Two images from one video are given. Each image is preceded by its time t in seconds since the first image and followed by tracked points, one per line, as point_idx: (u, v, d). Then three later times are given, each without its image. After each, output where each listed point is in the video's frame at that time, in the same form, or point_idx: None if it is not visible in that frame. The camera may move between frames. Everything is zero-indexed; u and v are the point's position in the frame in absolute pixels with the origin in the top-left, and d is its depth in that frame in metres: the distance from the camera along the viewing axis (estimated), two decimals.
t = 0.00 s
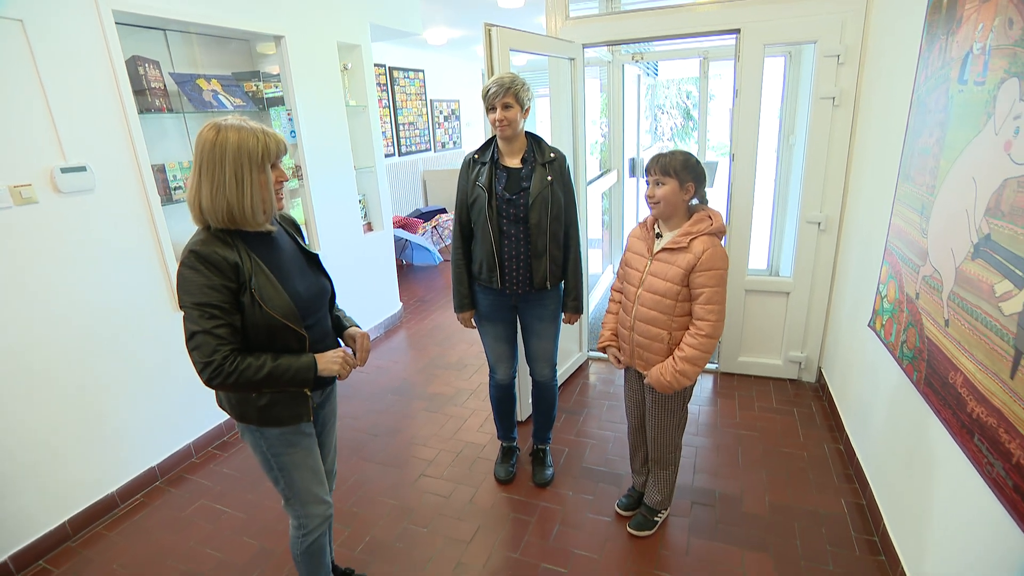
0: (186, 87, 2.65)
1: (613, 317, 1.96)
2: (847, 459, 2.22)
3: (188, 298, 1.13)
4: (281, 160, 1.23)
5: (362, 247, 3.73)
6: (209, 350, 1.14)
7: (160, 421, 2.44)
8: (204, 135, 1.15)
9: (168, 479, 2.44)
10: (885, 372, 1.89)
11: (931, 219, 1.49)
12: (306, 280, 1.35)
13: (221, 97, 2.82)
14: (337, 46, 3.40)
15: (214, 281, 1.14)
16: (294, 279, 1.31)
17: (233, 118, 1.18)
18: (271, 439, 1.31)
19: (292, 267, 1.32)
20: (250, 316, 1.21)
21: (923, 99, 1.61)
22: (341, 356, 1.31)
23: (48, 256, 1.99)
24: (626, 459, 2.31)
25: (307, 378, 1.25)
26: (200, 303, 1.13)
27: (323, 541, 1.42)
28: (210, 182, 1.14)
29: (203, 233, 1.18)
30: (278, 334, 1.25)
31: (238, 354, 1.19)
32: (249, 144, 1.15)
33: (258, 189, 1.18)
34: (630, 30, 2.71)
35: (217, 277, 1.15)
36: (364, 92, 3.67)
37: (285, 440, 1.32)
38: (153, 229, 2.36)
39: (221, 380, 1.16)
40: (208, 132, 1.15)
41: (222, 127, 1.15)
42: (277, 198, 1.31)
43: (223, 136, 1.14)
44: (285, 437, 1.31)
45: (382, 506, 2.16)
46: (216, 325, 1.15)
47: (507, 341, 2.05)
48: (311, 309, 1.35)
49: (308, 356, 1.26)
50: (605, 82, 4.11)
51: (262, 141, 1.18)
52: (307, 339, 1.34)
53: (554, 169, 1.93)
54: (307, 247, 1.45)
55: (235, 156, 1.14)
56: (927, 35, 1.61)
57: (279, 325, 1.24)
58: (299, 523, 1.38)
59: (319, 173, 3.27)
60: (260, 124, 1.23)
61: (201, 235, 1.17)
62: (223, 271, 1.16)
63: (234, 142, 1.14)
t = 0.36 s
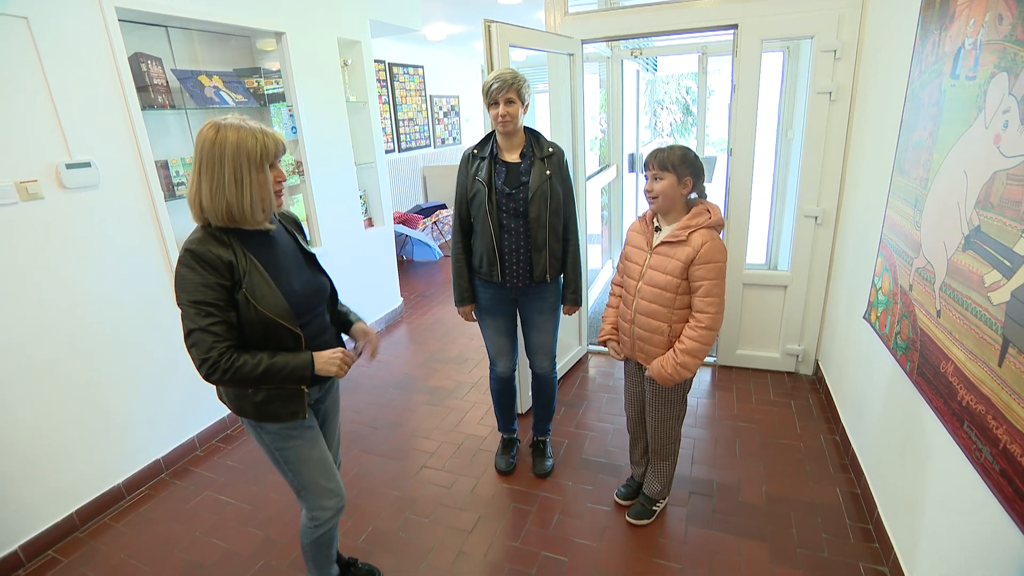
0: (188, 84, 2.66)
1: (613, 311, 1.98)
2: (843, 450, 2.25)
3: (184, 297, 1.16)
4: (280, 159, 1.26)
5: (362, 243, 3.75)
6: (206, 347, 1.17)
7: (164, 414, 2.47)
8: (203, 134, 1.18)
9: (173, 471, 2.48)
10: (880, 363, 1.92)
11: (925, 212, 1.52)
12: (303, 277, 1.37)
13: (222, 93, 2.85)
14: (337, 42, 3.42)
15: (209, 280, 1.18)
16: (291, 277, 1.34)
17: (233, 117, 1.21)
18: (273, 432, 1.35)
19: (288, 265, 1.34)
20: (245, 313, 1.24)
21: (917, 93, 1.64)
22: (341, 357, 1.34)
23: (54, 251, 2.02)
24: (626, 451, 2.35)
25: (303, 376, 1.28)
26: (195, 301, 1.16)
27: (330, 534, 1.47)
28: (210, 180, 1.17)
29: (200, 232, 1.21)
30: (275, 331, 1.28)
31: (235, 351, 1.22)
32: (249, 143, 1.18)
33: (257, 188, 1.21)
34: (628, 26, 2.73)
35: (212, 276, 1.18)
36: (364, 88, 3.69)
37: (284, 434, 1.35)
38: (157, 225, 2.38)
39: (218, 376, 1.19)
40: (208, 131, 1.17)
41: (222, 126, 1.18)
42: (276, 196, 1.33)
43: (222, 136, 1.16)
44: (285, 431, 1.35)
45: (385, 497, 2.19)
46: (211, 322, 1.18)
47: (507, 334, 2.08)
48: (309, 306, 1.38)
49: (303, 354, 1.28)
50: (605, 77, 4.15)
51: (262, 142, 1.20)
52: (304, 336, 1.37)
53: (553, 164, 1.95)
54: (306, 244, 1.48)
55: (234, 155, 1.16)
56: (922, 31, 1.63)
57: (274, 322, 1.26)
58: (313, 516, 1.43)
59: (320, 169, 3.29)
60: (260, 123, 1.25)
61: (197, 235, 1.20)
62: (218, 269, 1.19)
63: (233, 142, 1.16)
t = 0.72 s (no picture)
0: (190, 79, 2.67)
1: (611, 308, 2.00)
2: (838, 446, 2.28)
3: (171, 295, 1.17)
4: (268, 158, 1.28)
5: (363, 238, 3.77)
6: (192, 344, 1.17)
7: (167, 407, 2.49)
8: (190, 130, 1.18)
9: (174, 464, 2.50)
10: (875, 360, 1.95)
11: (919, 211, 1.54)
12: (292, 272, 1.40)
13: (224, 88, 2.87)
14: (338, 38, 3.43)
15: (194, 276, 1.19)
16: (280, 272, 1.36)
17: (220, 114, 1.21)
18: (260, 433, 1.36)
19: (277, 261, 1.37)
20: (233, 308, 1.25)
21: (914, 93, 1.65)
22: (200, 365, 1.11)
23: (57, 245, 2.03)
24: (623, 445, 2.37)
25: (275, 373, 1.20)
26: (182, 298, 1.17)
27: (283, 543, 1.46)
28: (198, 179, 1.18)
29: (186, 230, 1.23)
30: (263, 325, 1.28)
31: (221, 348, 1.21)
32: (237, 143, 1.19)
33: (246, 188, 1.23)
34: (629, 25, 2.74)
35: (197, 272, 1.19)
36: (365, 84, 3.69)
37: (272, 435, 1.37)
38: (159, 220, 2.40)
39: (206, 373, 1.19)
40: (195, 128, 1.18)
41: (209, 124, 1.18)
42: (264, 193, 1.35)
43: (210, 134, 1.17)
44: (271, 432, 1.37)
45: (385, 490, 2.21)
46: (195, 319, 1.18)
47: (506, 330, 2.10)
48: (299, 301, 1.40)
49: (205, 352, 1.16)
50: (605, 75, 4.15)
51: (250, 140, 1.21)
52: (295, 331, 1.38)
53: (552, 161, 1.97)
54: (294, 240, 1.49)
55: (223, 155, 1.18)
56: (918, 31, 1.65)
57: (264, 316, 1.28)
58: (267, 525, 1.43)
59: (321, 165, 3.31)
60: (248, 121, 1.26)
61: (184, 233, 1.22)
62: (203, 266, 1.20)
63: (221, 141, 1.17)
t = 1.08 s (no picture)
0: (212, 74, 2.72)
1: (621, 310, 2.01)
2: (847, 453, 2.27)
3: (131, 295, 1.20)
4: (244, 152, 1.30)
5: (377, 234, 3.81)
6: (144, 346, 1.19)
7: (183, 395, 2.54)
8: (167, 125, 1.22)
9: (189, 451, 2.54)
10: (886, 367, 1.94)
11: (937, 218, 1.53)
12: (267, 277, 1.41)
13: (245, 83, 2.89)
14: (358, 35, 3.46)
15: (156, 277, 1.21)
16: (253, 277, 1.37)
17: (197, 109, 1.25)
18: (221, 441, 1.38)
19: (251, 265, 1.38)
20: (195, 312, 1.26)
21: (934, 99, 1.64)
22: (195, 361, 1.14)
23: (82, 234, 2.08)
24: (631, 446, 2.38)
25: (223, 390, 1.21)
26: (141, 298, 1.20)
27: (257, 544, 1.51)
28: (174, 173, 1.21)
29: (158, 229, 1.26)
30: (223, 333, 1.29)
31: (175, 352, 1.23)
32: (212, 136, 1.22)
33: (224, 182, 1.25)
34: (647, 26, 2.74)
35: (160, 273, 1.22)
36: (383, 81, 3.73)
37: (230, 445, 1.39)
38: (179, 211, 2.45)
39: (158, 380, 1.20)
40: (170, 122, 1.22)
41: (184, 117, 1.22)
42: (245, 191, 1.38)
43: (184, 127, 1.21)
44: (230, 442, 1.39)
45: (394, 483, 2.24)
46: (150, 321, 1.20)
47: (518, 328, 2.12)
48: (270, 307, 1.40)
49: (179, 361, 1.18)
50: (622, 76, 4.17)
51: (226, 134, 1.24)
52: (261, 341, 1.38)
53: (568, 160, 1.98)
54: (276, 246, 1.49)
55: (197, 148, 1.21)
56: (940, 37, 1.64)
57: (226, 323, 1.29)
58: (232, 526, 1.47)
59: (338, 160, 3.35)
60: (226, 117, 1.29)
61: (155, 232, 1.25)
62: (167, 267, 1.23)
63: (196, 134, 1.21)
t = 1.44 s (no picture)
0: (226, 85, 2.79)
1: (630, 315, 2.03)
2: (855, 451, 2.30)
3: (121, 315, 1.23)
4: (232, 168, 1.34)
5: (385, 240, 3.87)
6: (136, 366, 1.23)
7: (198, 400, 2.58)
8: (156, 142, 1.25)
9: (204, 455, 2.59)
10: (893, 366, 1.97)
11: (938, 219, 1.57)
12: (255, 296, 1.44)
13: (258, 94, 2.96)
14: (366, 46, 3.53)
15: (146, 298, 1.23)
16: (241, 296, 1.40)
17: (185, 126, 1.28)
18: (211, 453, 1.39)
19: (240, 283, 1.40)
20: (183, 331, 1.29)
21: (934, 103, 1.69)
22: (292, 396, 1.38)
23: (103, 243, 2.13)
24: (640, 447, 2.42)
25: (232, 409, 1.30)
26: (130, 319, 1.22)
27: (263, 548, 1.53)
28: (162, 190, 1.24)
29: (146, 246, 1.28)
30: (212, 352, 1.33)
31: (167, 372, 1.27)
32: (200, 152, 1.25)
33: (211, 198, 1.28)
34: (649, 35, 2.80)
35: (150, 294, 1.24)
36: (390, 90, 3.80)
37: (220, 458, 1.40)
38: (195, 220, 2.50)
39: (151, 398, 1.26)
40: (159, 139, 1.25)
41: (173, 134, 1.25)
42: (233, 205, 1.41)
43: (173, 144, 1.24)
44: (222, 455, 1.40)
45: (408, 484, 2.28)
46: (141, 341, 1.23)
47: (529, 331, 2.16)
48: (258, 324, 1.43)
49: (240, 387, 1.31)
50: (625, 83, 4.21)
51: (215, 150, 1.27)
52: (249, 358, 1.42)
53: (576, 167, 2.03)
54: (266, 263, 1.53)
55: (185, 165, 1.24)
56: (938, 43, 1.68)
57: (213, 343, 1.31)
58: (236, 533, 1.49)
59: (347, 168, 3.41)
60: (214, 133, 1.33)
61: (144, 249, 1.27)
62: (157, 287, 1.25)
63: (184, 151, 1.24)
